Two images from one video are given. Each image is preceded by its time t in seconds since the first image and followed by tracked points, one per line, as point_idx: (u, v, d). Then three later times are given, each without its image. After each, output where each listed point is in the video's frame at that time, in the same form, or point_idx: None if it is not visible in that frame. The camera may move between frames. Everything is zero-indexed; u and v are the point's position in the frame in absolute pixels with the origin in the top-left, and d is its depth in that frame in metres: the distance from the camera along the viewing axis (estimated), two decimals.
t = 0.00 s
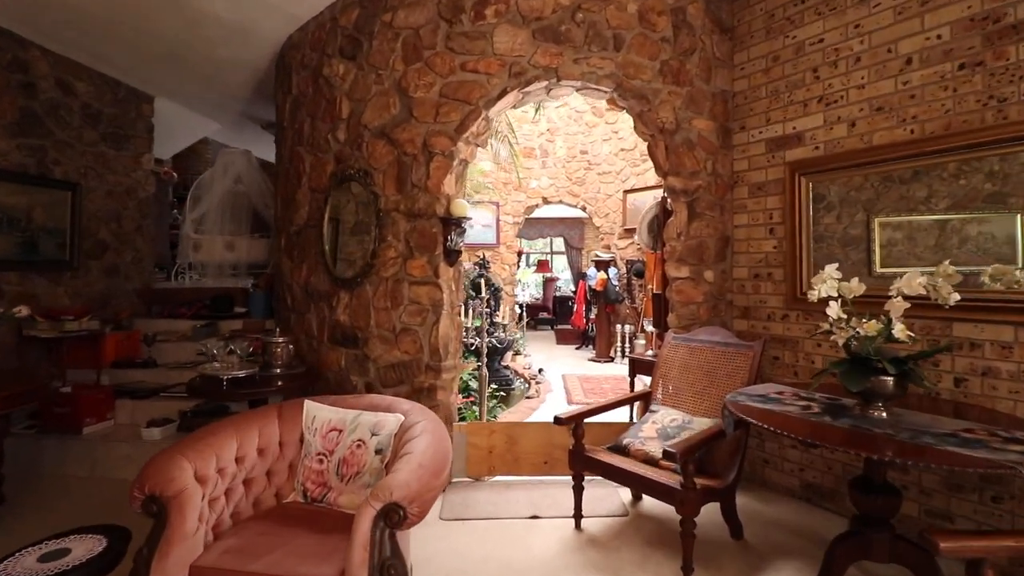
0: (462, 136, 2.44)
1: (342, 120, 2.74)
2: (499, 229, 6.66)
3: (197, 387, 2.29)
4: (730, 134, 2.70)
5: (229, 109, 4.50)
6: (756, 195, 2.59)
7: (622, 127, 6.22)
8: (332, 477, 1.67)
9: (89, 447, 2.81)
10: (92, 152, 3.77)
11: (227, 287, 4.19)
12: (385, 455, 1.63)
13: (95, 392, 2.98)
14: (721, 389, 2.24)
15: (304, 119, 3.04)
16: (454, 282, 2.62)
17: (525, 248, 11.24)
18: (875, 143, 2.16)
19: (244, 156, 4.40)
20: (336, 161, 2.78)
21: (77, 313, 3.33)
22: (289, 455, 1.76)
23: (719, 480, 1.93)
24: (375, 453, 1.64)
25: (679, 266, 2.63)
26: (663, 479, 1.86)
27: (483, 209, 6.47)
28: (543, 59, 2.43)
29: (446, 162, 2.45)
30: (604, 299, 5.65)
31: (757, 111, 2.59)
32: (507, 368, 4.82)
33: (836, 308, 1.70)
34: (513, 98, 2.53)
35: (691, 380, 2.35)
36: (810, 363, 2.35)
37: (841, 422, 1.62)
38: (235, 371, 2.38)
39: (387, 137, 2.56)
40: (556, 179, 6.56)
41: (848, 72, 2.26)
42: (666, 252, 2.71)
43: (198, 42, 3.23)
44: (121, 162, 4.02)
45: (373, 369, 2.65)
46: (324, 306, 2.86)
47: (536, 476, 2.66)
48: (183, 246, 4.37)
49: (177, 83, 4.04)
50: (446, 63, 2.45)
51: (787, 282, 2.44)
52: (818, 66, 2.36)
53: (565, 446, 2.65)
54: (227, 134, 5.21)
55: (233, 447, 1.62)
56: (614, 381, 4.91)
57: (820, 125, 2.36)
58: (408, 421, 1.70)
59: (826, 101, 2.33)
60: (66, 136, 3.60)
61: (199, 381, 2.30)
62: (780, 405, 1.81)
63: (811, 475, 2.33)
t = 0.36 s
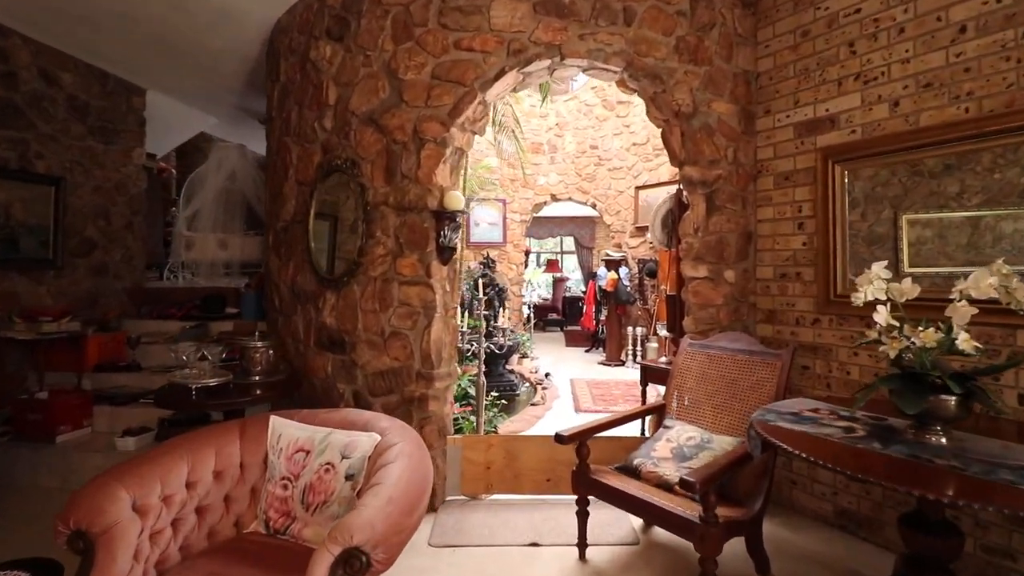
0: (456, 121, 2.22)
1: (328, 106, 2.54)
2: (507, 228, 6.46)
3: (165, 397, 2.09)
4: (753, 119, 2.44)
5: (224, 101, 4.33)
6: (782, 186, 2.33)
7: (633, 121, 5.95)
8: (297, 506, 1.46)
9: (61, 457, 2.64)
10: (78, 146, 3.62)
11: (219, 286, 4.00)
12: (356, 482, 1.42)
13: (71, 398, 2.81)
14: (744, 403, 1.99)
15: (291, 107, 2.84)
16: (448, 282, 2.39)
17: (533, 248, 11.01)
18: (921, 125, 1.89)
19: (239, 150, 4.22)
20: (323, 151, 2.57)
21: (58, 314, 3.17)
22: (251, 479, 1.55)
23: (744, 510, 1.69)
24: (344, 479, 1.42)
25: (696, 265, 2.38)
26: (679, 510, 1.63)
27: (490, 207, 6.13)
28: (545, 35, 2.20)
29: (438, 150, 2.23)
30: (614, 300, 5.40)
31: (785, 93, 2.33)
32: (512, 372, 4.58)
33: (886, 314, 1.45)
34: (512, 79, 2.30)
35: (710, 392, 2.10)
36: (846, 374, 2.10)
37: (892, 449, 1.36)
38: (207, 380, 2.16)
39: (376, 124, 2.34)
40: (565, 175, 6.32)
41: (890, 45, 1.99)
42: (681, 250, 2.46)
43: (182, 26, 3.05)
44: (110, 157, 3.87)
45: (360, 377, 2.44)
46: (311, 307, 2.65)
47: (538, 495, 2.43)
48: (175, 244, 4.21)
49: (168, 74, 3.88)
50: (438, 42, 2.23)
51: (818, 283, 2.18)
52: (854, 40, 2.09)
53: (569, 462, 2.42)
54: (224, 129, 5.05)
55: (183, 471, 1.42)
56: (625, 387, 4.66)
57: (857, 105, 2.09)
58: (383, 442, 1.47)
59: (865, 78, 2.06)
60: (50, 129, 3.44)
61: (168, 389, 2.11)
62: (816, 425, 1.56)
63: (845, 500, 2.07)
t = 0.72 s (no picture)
0: (447, 109, 2.00)
1: (311, 96, 2.33)
2: (513, 228, 6.16)
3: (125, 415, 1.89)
4: (781, 105, 2.18)
5: (217, 97, 4.17)
6: (813, 179, 2.08)
7: (645, 116, 5.70)
8: (248, 555, 1.24)
9: (30, 474, 2.46)
10: (63, 144, 3.47)
11: (209, 289, 3.82)
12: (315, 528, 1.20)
13: (44, 410, 2.64)
14: (773, 428, 1.75)
15: (275, 99, 2.65)
16: (440, 288, 2.17)
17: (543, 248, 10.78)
18: (980, 107, 1.63)
19: (232, 149, 4.07)
20: (306, 145, 2.37)
21: (36, 321, 3.01)
22: (201, 520, 1.35)
23: (776, 558, 1.43)
24: (301, 524, 1.20)
25: (716, 268, 2.13)
26: (695, 558, 1.39)
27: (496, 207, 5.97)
28: (545, 11, 1.97)
29: (427, 141, 2.00)
30: (625, 303, 5.17)
31: (816, 76, 2.08)
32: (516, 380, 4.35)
33: (952, 330, 1.21)
34: (509, 62, 2.08)
35: (732, 413, 1.87)
36: (888, 394, 1.84)
37: (963, 501, 1.11)
38: (171, 397, 1.95)
39: (360, 114, 2.13)
40: (574, 173, 6.08)
41: (940, 16, 1.72)
42: (699, 252, 2.21)
43: (164, 15, 2.88)
44: (98, 156, 3.72)
45: (345, 391, 2.23)
46: (294, 315, 2.45)
47: (539, 523, 2.19)
48: (167, 246, 4.05)
49: (156, 68, 3.72)
50: (427, 21, 2.02)
51: (857, 289, 1.92)
52: (897, 12, 1.83)
53: (574, 488, 2.18)
54: (221, 127, 4.90)
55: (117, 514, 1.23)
56: (636, 395, 4.41)
57: (901, 88, 1.83)
58: (350, 479, 1.26)
59: (912, 54, 1.80)
60: (32, 126, 3.29)
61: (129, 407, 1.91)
62: (862, 463, 1.31)
63: (889, 538, 1.81)
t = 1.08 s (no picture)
0: (438, 89, 1.78)
1: (294, 80, 2.14)
2: (521, 227, 5.88)
3: (80, 432, 1.70)
4: (816, 84, 1.93)
5: (210, 90, 3.99)
6: (855, 168, 1.83)
7: (659, 109, 5.44)
8: None
9: None
10: (47, 139, 3.32)
11: (200, 291, 3.66)
12: None
13: (15, 419, 2.48)
14: (813, 457, 1.51)
15: (259, 86, 2.46)
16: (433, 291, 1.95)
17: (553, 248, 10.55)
18: None
19: (226, 143, 3.87)
20: (289, 134, 2.17)
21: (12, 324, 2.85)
22: (137, 565, 1.14)
23: None
24: None
25: (742, 269, 1.89)
26: None
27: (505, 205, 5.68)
28: None
29: (415, 126, 1.78)
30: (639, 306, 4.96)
31: (858, 50, 1.82)
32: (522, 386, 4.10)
33: None
34: (508, 37, 1.85)
35: (763, 436, 1.63)
36: (946, 415, 1.60)
37: None
38: (130, 412, 1.75)
39: (344, 98, 1.93)
40: (584, 169, 5.84)
41: None
42: (723, 251, 1.97)
43: None
44: (86, 151, 3.57)
45: (329, 405, 2.02)
46: (277, 320, 2.25)
47: (543, 554, 1.96)
48: (158, 246, 3.90)
49: (147, 61, 3.56)
50: None
51: (909, 292, 1.66)
52: None
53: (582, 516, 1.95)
54: (218, 122, 4.73)
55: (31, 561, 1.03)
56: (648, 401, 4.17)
57: (961, 59, 1.57)
58: (307, 522, 1.05)
59: (975, 18, 1.53)
60: (14, 119, 3.15)
61: (84, 423, 1.72)
62: (934, 510, 1.05)
63: None
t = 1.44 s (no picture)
0: (419, 65, 1.55)
1: (266, 61, 1.92)
2: (525, 225, 5.61)
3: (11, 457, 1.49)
4: (855, 60, 1.69)
5: (196, 83, 3.79)
6: (902, 155, 1.58)
7: (669, 102, 5.18)
8: None
9: None
10: (19, 133, 3.14)
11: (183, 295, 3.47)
12: None
13: None
14: (862, 494, 1.28)
15: (234, 71, 2.25)
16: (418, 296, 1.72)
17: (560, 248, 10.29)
18: None
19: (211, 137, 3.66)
20: (260, 122, 1.96)
21: None
22: None
23: None
24: None
25: (770, 272, 1.65)
26: None
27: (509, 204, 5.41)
28: None
29: (394, 107, 1.56)
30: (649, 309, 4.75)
31: (906, 18, 1.57)
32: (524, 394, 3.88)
33: None
34: (502, 5, 1.62)
35: (800, 467, 1.38)
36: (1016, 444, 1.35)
37: None
38: (72, 434, 1.56)
39: (317, 78, 1.71)
40: (590, 166, 5.59)
41: None
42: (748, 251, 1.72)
43: None
44: (63, 146, 3.39)
45: (302, 423, 1.80)
46: (248, 327, 2.03)
47: None
48: (142, 246, 3.71)
49: (130, 53, 3.37)
50: None
51: (971, 299, 1.41)
52: None
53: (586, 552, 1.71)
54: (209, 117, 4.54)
55: None
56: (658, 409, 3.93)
57: None
58: None
59: None
60: None
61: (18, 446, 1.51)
62: None
63: None
